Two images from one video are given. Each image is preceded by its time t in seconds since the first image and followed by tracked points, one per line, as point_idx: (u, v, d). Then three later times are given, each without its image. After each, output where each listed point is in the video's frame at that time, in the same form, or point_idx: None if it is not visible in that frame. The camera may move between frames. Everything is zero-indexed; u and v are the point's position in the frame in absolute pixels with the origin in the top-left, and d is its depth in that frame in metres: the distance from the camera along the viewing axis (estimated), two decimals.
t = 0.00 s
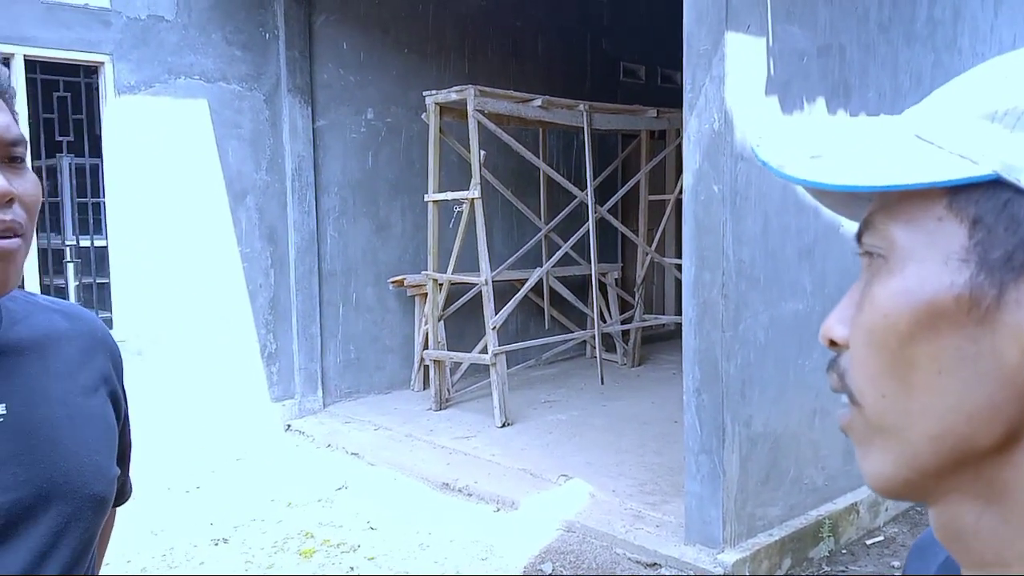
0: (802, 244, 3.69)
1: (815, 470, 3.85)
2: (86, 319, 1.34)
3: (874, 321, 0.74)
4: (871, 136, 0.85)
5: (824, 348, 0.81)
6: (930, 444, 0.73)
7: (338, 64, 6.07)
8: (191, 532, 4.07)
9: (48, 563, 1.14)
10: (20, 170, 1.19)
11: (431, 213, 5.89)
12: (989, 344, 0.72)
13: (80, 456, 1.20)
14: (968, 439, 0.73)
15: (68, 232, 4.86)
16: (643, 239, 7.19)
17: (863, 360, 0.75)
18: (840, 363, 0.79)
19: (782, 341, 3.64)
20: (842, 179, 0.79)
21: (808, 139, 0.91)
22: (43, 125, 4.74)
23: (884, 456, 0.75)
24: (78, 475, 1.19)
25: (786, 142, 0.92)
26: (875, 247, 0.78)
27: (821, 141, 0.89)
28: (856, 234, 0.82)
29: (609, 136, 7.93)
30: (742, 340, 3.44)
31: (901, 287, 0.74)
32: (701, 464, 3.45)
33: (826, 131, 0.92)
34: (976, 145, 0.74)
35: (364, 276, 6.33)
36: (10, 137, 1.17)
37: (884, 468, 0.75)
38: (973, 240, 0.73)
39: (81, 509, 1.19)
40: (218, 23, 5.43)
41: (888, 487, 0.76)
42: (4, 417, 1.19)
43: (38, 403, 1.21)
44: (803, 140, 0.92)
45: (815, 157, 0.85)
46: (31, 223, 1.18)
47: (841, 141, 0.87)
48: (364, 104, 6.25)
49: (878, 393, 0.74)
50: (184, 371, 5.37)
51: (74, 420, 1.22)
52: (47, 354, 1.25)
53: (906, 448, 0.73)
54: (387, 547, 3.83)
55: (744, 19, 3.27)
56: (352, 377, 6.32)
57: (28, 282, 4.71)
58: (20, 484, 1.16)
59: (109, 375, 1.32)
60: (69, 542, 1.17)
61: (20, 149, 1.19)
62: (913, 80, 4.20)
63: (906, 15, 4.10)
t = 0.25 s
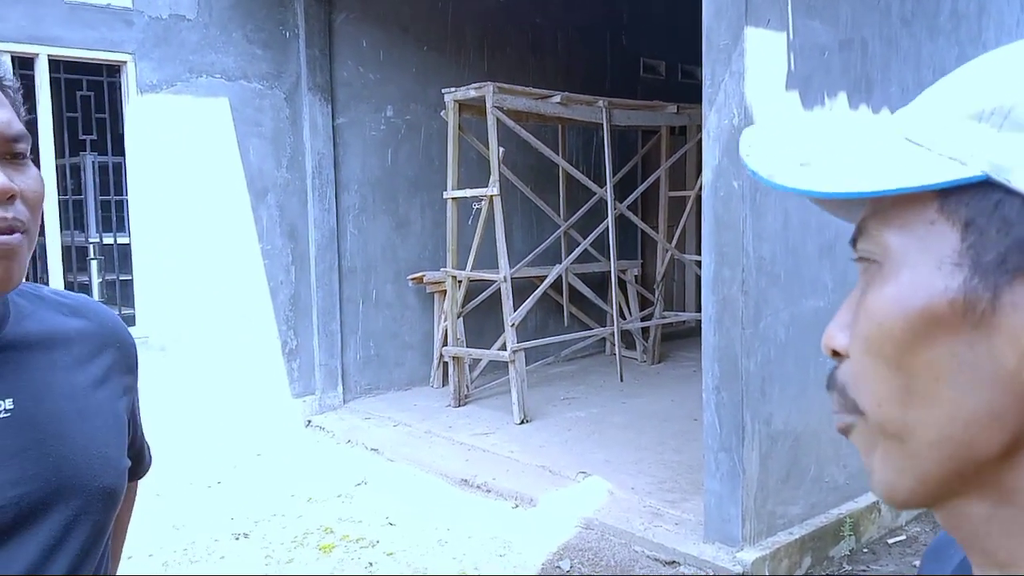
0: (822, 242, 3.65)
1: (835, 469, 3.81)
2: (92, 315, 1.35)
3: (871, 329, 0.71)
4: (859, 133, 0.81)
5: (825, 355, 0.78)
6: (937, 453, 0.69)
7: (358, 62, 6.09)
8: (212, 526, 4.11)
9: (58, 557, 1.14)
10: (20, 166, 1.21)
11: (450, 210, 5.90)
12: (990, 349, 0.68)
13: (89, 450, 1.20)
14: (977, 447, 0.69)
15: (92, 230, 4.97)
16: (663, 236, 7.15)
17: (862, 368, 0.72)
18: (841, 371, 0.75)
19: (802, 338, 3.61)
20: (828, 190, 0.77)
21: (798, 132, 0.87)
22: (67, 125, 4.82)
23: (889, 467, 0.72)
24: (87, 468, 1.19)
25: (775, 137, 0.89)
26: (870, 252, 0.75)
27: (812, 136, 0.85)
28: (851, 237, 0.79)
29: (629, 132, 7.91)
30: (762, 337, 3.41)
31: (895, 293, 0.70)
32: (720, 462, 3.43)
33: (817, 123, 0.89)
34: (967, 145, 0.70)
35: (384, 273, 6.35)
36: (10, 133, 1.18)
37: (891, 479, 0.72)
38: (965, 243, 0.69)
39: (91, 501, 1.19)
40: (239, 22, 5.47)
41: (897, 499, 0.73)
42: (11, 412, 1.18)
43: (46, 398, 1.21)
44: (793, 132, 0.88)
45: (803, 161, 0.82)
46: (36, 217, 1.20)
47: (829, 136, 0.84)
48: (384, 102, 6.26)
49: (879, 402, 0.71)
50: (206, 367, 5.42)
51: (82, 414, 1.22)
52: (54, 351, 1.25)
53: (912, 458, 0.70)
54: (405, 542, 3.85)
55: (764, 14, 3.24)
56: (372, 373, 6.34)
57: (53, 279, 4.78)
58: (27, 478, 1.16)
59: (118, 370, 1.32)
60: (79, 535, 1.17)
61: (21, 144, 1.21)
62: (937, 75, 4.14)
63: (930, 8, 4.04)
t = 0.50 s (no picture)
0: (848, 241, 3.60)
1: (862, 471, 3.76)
2: (109, 319, 1.35)
3: (858, 354, 0.72)
4: (835, 151, 0.83)
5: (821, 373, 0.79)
6: (932, 481, 0.69)
7: (382, 65, 6.12)
8: (238, 526, 4.14)
9: (71, 560, 1.15)
10: (32, 173, 1.22)
11: (473, 212, 5.90)
12: (978, 375, 0.67)
13: (104, 454, 1.21)
14: (972, 473, 0.69)
15: (120, 233, 5.02)
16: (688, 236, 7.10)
17: (853, 391, 0.73)
18: (835, 391, 0.76)
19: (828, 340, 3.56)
20: (797, 213, 0.81)
21: (779, 148, 0.91)
22: (95, 130, 4.89)
23: (887, 491, 0.72)
24: (101, 472, 1.20)
25: (757, 151, 0.92)
26: (854, 272, 0.75)
27: (792, 152, 0.89)
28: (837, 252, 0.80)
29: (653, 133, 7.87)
30: (787, 338, 3.37)
31: (881, 319, 0.70)
32: (744, 464, 3.41)
33: (801, 136, 0.91)
34: (940, 164, 0.70)
35: (407, 275, 6.37)
36: (20, 142, 1.19)
37: (889, 504, 0.72)
38: (949, 265, 0.68)
39: (105, 506, 1.19)
40: (264, 26, 5.53)
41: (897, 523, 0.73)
42: (26, 416, 1.19)
43: (60, 402, 1.21)
44: (776, 148, 0.91)
45: (777, 181, 0.86)
46: (46, 224, 1.23)
47: (809, 154, 0.86)
48: (407, 104, 6.29)
49: (872, 426, 0.72)
50: (232, 369, 5.47)
51: (96, 418, 1.23)
52: (71, 355, 1.26)
53: (907, 484, 0.70)
54: (428, 544, 3.85)
55: (787, 12, 3.21)
56: (396, 375, 6.37)
57: (82, 282, 4.85)
58: (41, 481, 1.17)
59: (133, 374, 1.33)
60: (92, 539, 1.17)
61: (33, 152, 1.23)
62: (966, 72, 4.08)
63: (957, 4, 3.97)
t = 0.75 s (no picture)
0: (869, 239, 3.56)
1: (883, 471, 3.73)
2: (121, 316, 1.35)
3: (893, 333, 0.74)
4: (883, 123, 0.83)
5: (848, 349, 0.81)
6: (957, 463, 0.72)
7: (399, 65, 6.14)
8: (258, 524, 4.18)
9: (82, 560, 1.16)
10: (38, 175, 1.25)
11: (491, 211, 5.91)
12: (1013, 360, 0.70)
13: (114, 453, 1.21)
14: (994, 456, 0.72)
15: (141, 233, 5.07)
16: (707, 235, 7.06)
17: (882, 369, 0.75)
18: (862, 368, 0.78)
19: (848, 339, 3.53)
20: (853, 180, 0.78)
21: (819, 116, 0.89)
22: (117, 132, 4.95)
23: (907, 469, 0.74)
24: (111, 472, 1.20)
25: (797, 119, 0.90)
26: (894, 248, 0.77)
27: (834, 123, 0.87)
28: (876, 229, 0.81)
29: (671, 130, 7.84)
30: (806, 337, 3.35)
31: (920, 297, 0.72)
32: (763, 464, 3.39)
33: (841, 107, 0.90)
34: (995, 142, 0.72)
35: (426, 274, 6.39)
36: (24, 144, 1.21)
37: (907, 482, 0.74)
38: (995, 247, 0.70)
39: (116, 505, 1.20)
40: (283, 28, 5.56)
41: (912, 501, 0.75)
42: (35, 417, 1.19)
43: (69, 403, 1.21)
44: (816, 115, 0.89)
45: (824, 148, 0.84)
46: (50, 226, 1.24)
47: (854, 125, 0.85)
48: (425, 104, 6.31)
49: (898, 405, 0.74)
50: (252, 368, 5.51)
51: (106, 418, 1.23)
52: (82, 355, 1.26)
53: (929, 463, 0.73)
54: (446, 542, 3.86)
55: (805, 9, 3.19)
56: (415, 374, 6.39)
57: (105, 282, 4.91)
58: (50, 482, 1.17)
59: (146, 372, 1.33)
60: (104, 538, 1.19)
61: (36, 155, 1.24)
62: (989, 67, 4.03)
63: None
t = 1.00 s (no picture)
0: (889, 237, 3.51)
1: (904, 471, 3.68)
2: (136, 317, 1.37)
3: (902, 344, 0.69)
4: (889, 134, 0.78)
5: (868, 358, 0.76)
6: (980, 475, 0.66)
7: (417, 64, 6.15)
8: (276, 521, 4.20)
9: (95, 559, 1.17)
10: (58, 176, 1.26)
11: (508, 209, 5.90)
12: None
13: (128, 453, 1.21)
14: None
15: (162, 233, 5.11)
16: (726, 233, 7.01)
17: (897, 377, 0.70)
18: (880, 376, 0.73)
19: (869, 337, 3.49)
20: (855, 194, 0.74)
21: (830, 129, 0.85)
22: (137, 132, 5.00)
23: (931, 481, 0.69)
24: (125, 472, 1.21)
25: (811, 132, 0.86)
26: (907, 254, 0.71)
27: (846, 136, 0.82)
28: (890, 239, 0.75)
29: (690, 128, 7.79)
30: (826, 336, 3.31)
31: (928, 305, 0.67)
32: (782, 463, 3.36)
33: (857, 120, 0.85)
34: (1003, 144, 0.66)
35: (443, 272, 6.40)
36: (42, 146, 1.23)
37: (932, 494, 0.69)
38: (1006, 249, 0.64)
39: (129, 505, 1.20)
40: (302, 27, 5.59)
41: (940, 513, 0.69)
42: (49, 415, 1.19)
43: (84, 402, 1.22)
44: (829, 129, 0.85)
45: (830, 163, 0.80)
46: (67, 228, 1.25)
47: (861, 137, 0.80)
48: (443, 103, 6.31)
49: (914, 414, 0.68)
50: (272, 366, 5.55)
51: (121, 418, 1.24)
52: (97, 355, 1.28)
53: (952, 474, 0.67)
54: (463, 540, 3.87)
55: (825, 4, 3.15)
56: (432, 372, 6.40)
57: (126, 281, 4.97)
58: (64, 481, 1.17)
59: (161, 373, 1.34)
60: (117, 537, 1.19)
61: (55, 157, 1.25)
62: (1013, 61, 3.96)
63: None
